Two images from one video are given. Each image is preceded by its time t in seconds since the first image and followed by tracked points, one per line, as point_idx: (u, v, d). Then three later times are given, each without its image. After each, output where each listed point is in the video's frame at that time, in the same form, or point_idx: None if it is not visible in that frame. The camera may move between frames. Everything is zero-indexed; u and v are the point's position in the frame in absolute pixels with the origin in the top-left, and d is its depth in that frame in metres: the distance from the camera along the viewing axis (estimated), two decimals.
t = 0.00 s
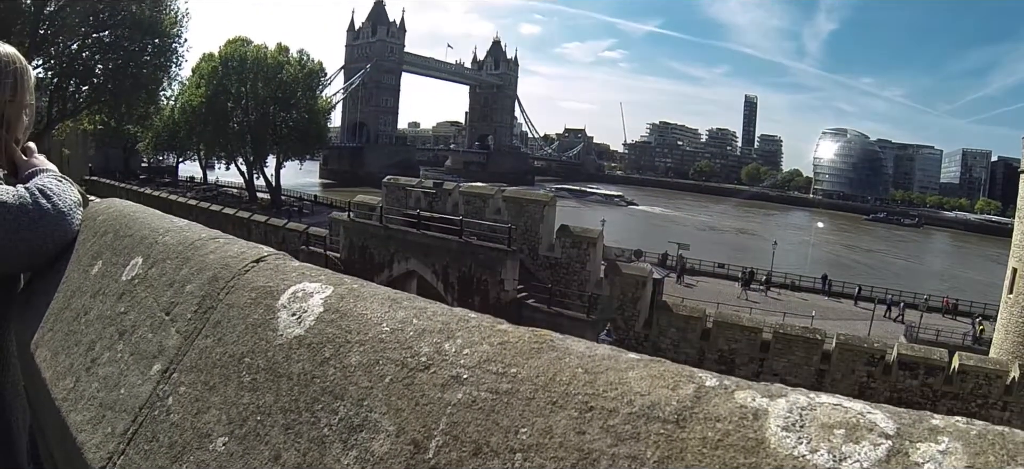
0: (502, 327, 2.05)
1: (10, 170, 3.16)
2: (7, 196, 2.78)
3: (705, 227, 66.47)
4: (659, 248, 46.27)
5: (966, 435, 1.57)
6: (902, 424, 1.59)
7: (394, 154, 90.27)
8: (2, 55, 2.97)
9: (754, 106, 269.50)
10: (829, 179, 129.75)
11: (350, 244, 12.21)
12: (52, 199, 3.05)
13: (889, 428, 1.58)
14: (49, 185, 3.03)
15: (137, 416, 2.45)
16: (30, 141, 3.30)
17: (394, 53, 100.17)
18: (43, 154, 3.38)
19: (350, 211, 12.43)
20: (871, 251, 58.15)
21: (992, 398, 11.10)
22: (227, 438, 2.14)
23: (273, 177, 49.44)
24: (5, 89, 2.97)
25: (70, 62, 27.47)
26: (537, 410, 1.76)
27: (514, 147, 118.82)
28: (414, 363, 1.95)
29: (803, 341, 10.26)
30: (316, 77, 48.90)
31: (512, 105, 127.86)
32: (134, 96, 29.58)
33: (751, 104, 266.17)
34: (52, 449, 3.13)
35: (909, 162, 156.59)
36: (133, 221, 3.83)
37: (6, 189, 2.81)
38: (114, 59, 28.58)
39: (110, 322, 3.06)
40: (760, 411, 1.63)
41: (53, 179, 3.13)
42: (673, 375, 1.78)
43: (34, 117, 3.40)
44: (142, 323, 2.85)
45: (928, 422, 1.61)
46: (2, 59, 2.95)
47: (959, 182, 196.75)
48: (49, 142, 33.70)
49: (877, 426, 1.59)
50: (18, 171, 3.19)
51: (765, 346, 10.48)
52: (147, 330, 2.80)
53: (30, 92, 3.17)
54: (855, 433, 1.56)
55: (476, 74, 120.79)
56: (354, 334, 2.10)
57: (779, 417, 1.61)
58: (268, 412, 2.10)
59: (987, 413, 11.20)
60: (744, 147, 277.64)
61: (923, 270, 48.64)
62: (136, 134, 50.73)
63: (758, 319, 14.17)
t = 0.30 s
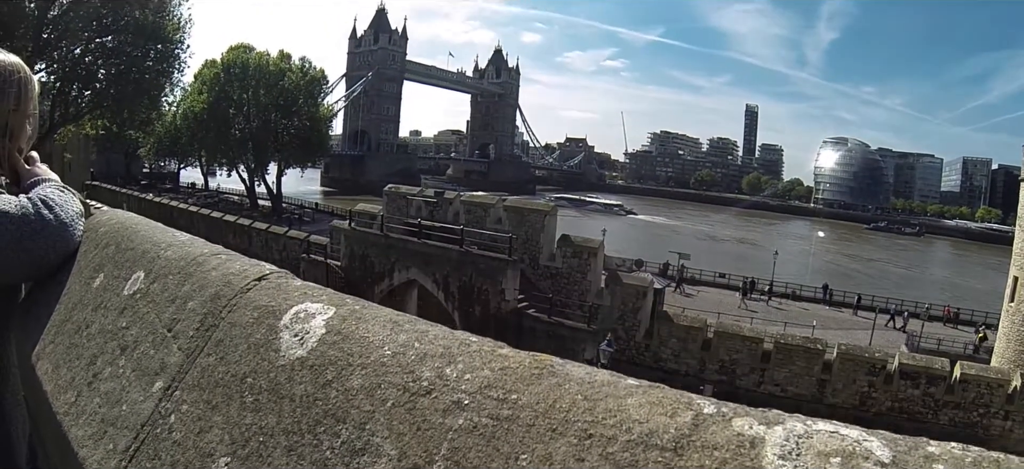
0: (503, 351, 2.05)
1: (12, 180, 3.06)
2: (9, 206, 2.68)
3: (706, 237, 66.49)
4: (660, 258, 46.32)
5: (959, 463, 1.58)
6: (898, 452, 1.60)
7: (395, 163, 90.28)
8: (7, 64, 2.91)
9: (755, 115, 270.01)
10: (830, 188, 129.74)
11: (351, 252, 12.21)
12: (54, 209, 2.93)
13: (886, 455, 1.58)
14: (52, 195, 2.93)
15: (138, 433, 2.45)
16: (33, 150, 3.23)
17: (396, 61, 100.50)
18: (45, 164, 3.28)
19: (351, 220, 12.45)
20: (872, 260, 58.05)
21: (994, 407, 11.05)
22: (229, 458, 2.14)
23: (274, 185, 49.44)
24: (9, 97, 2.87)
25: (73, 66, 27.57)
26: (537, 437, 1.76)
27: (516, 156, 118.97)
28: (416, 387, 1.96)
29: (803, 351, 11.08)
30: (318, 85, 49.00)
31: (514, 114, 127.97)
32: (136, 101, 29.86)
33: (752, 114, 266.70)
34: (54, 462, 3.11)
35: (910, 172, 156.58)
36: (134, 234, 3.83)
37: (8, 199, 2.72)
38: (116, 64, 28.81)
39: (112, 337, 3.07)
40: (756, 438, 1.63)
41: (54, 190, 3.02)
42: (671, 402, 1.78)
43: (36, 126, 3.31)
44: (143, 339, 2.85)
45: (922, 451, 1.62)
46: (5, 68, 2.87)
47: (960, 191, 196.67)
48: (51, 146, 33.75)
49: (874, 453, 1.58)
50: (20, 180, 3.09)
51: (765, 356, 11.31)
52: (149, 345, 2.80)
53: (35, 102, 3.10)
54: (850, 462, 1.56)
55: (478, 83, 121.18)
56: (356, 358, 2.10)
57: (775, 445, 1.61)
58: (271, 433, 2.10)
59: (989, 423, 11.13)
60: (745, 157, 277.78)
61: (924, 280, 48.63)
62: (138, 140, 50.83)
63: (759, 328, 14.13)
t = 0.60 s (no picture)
0: (505, 376, 2.06)
1: (12, 188, 2.96)
2: (10, 215, 2.58)
3: (708, 245, 66.42)
4: (661, 266, 46.24)
5: None
6: None
7: (397, 170, 90.27)
8: (9, 72, 2.84)
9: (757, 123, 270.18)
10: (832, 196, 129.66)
11: (353, 258, 12.19)
12: (56, 219, 2.80)
13: None
14: (54, 205, 2.81)
15: (140, 450, 2.44)
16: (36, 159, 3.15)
17: (399, 68, 100.68)
18: (47, 173, 3.21)
19: (353, 226, 12.47)
20: (873, 269, 57.95)
21: (995, 416, 11.03)
22: None
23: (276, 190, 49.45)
24: (11, 106, 2.79)
25: (76, 71, 27.58)
26: (539, 464, 1.76)
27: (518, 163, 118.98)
28: (419, 413, 1.96)
29: (805, 360, 11.10)
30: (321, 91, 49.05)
31: (516, 121, 128.02)
32: (139, 105, 29.72)
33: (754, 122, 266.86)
34: None
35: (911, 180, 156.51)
36: (136, 246, 3.82)
37: (9, 208, 2.62)
38: (119, 69, 28.79)
39: (113, 351, 3.06)
40: None
41: (57, 200, 2.93)
42: (674, 431, 1.77)
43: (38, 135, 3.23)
44: (144, 355, 2.84)
45: None
46: (6, 76, 2.79)
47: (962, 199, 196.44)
48: (54, 149, 33.82)
49: None
50: (21, 189, 3.00)
51: (766, 364, 11.33)
52: (150, 361, 2.80)
53: (38, 111, 3.02)
54: None
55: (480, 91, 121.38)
56: (359, 381, 2.10)
57: None
58: (274, 455, 2.09)
59: (991, 433, 11.08)
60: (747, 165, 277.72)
61: (926, 288, 48.57)
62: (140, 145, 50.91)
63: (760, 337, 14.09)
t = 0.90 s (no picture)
0: (507, 399, 2.09)
1: (14, 196, 2.95)
2: (11, 224, 2.56)
3: (709, 252, 66.33)
4: (663, 273, 46.18)
5: None
6: None
7: (399, 176, 90.33)
8: (12, 80, 2.84)
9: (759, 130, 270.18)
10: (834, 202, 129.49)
11: (355, 265, 12.21)
12: (56, 230, 2.79)
13: None
14: (55, 215, 2.80)
15: (139, 466, 2.44)
16: (37, 167, 3.15)
17: (402, 73, 100.88)
18: (48, 181, 3.19)
19: (355, 232, 12.49)
20: (875, 276, 57.84)
21: (998, 424, 10.97)
22: None
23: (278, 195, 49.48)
24: (12, 113, 2.78)
25: (80, 74, 27.67)
26: None
27: (519, 169, 119.01)
28: (420, 436, 1.97)
29: (807, 368, 11.07)
30: (324, 96, 49.17)
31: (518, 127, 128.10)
32: (142, 109, 29.75)
33: (756, 129, 266.99)
34: None
35: (913, 186, 156.40)
36: (136, 257, 3.81)
37: (11, 218, 2.60)
38: (123, 73, 28.83)
39: (114, 364, 3.05)
40: None
41: (58, 208, 2.92)
42: (674, 456, 1.78)
43: (40, 142, 3.22)
44: (145, 369, 2.84)
45: None
46: (7, 83, 2.78)
47: (965, 206, 196.15)
48: (56, 153, 33.86)
49: None
50: (24, 197, 2.99)
51: (769, 372, 11.31)
52: (150, 376, 2.79)
53: (39, 118, 3.03)
54: None
55: (482, 96, 121.58)
56: (360, 402, 2.10)
57: None
58: None
59: (994, 441, 11.01)
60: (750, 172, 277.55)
61: (928, 295, 48.46)
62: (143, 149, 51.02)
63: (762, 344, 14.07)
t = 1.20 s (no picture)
0: (509, 418, 2.14)
1: (15, 202, 2.97)
2: (13, 231, 2.57)
3: (711, 257, 66.33)
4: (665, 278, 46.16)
5: None
6: None
7: (401, 179, 90.34)
8: (15, 88, 2.86)
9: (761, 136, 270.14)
10: (836, 207, 129.30)
11: (357, 268, 12.23)
12: (57, 236, 2.81)
13: None
14: (56, 222, 2.82)
15: None
16: (38, 173, 3.17)
17: (404, 77, 101.06)
18: (50, 187, 3.20)
19: (357, 236, 12.51)
20: (878, 281, 57.74)
21: (1000, 431, 10.94)
22: None
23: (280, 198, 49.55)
24: (13, 120, 2.81)
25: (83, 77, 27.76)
26: None
27: (522, 173, 119.09)
28: (421, 455, 2.00)
29: (809, 374, 11.06)
30: (326, 100, 49.30)
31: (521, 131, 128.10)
32: (145, 113, 29.83)
33: (758, 134, 267.04)
34: None
35: (915, 192, 156.25)
36: (136, 266, 3.80)
37: (12, 224, 2.60)
38: (126, 76, 28.89)
39: (113, 374, 3.06)
40: None
41: (59, 215, 2.93)
42: None
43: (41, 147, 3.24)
44: (145, 380, 2.85)
45: None
46: (8, 90, 2.80)
47: (967, 212, 195.83)
48: (59, 155, 33.93)
49: None
50: (24, 202, 3.00)
51: (770, 377, 11.31)
52: (150, 387, 2.81)
53: (39, 125, 3.04)
54: None
55: (484, 101, 121.81)
56: (361, 419, 2.14)
57: None
58: None
59: (995, 448, 11.00)
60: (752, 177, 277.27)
61: (931, 301, 48.35)
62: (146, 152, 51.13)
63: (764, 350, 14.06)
